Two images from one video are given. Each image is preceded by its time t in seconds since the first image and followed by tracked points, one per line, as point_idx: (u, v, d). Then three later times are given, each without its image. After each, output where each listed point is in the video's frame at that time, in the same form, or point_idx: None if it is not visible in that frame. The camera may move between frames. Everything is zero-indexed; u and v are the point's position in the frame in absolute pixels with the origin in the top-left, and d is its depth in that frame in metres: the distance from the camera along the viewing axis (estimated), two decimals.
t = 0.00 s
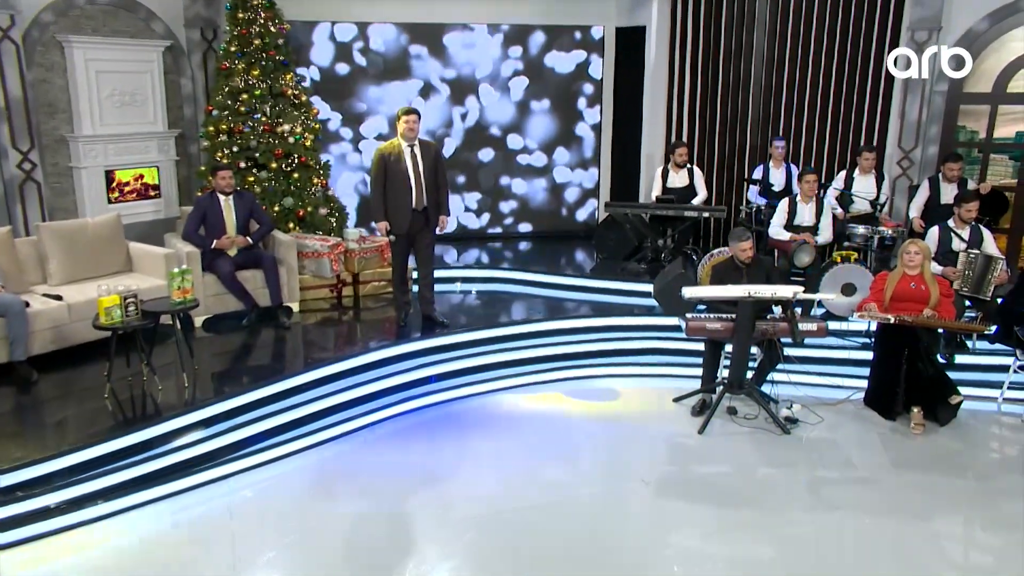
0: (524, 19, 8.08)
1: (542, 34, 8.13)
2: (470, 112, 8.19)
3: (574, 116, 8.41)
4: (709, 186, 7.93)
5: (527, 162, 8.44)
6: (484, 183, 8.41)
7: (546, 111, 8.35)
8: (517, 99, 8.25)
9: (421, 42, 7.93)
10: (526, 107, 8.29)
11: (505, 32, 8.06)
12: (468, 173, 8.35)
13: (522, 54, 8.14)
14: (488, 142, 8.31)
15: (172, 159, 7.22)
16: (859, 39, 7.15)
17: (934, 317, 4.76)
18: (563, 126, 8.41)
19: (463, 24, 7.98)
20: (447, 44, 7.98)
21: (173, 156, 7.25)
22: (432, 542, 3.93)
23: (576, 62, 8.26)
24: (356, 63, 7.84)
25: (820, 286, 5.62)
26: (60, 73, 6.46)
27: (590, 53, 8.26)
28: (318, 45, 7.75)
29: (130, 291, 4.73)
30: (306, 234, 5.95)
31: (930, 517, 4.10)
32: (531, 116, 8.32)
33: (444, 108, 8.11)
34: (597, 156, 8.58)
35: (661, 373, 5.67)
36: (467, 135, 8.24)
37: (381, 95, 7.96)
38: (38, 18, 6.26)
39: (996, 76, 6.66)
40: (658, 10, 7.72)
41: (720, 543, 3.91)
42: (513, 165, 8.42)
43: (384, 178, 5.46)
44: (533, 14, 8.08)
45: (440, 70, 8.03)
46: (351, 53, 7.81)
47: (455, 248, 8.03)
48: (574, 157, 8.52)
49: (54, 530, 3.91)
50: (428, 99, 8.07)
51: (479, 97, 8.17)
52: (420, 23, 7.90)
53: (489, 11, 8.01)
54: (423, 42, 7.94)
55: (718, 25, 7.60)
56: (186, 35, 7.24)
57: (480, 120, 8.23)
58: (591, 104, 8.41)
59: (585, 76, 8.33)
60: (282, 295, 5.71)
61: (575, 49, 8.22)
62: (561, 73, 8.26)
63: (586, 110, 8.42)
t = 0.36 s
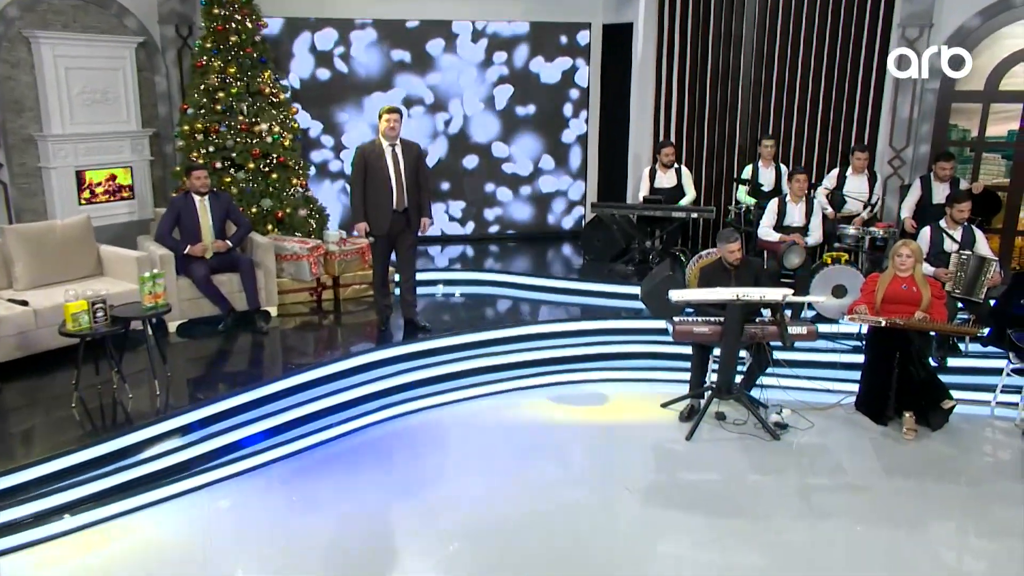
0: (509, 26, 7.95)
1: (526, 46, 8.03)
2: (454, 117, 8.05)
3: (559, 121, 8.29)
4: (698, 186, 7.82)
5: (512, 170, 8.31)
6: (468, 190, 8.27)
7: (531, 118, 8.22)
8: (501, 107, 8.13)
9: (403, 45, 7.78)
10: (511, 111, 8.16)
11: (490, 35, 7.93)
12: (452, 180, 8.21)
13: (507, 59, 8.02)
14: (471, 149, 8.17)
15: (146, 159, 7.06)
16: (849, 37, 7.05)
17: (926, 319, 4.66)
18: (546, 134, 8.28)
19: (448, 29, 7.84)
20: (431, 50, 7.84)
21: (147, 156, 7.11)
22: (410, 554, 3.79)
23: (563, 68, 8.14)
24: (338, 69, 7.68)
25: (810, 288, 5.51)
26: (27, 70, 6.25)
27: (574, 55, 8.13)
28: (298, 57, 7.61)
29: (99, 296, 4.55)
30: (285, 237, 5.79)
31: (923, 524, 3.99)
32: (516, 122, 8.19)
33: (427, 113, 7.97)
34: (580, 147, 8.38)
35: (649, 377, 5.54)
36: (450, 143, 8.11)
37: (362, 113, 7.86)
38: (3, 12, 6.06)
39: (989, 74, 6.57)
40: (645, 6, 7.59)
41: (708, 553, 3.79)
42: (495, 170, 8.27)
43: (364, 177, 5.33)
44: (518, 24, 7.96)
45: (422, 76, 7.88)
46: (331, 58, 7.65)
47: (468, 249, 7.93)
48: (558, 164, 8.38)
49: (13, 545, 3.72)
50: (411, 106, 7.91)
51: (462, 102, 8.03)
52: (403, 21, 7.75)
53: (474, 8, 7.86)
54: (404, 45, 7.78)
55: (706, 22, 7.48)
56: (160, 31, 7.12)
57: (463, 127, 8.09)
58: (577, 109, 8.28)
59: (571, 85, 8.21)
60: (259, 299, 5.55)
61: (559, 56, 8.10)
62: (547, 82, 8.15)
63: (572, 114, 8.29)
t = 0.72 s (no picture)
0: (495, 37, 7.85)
1: (509, 59, 7.93)
2: (435, 123, 7.92)
3: (544, 126, 8.17)
4: (685, 187, 7.70)
5: (495, 179, 8.19)
6: (452, 196, 8.14)
7: (515, 124, 8.10)
8: (483, 116, 8.01)
9: (386, 49, 7.66)
10: (495, 116, 8.03)
11: (472, 40, 7.81)
12: (435, 187, 8.07)
13: (490, 67, 7.90)
14: (453, 157, 8.04)
15: (117, 158, 6.88)
16: (837, 36, 6.96)
17: (916, 322, 4.56)
18: (529, 142, 8.17)
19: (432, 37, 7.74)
20: (412, 58, 7.73)
21: (119, 156, 6.93)
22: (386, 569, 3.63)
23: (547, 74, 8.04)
24: (317, 76, 7.54)
25: (800, 290, 5.38)
26: None
27: (559, 56, 8.02)
28: (276, 70, 7.47)
29: (64, 302, 4.37)
30: (262, 239, 5.66)
31: (915, 533, 3.87)
32: (501, 127, 8.06)
33: (409, 121, 7.84)
34: (567, 165, 8.32)
35: (635, 382, 5.41)
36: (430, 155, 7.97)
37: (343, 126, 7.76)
38: None
39: (980, 72, 6.47)
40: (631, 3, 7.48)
41: (693, 565, 3.65)
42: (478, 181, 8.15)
43: (343, 176, 5.17)
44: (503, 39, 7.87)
45: (403, 84, 7.75)
46: (310, 64, 7.51)
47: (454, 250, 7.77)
48: (542, 173, 8.26)
49: None
50: (392, 113, 7.77)
51: (445, 106, 7.90)
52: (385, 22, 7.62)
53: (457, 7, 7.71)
54: (389, 49, 7.67)
55: (693, 20, 7.37)
56: (131, 26, 6.92)
57: (445, 136, 7.96)
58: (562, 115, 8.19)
59: (555, 92, 8.11)
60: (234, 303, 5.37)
61: (542, 64, 8.00)
62: (531, 93, 8.05)
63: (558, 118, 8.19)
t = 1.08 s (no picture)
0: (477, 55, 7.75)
1: (491, 72, 7.82)
2: (417, 130, 7.78)
3: (527, 131, 8.05)
4: (671, 187, 7.59)
5: (478, 188, 8.07)
6: (434, 203, 8.00)
7: (497, 129, 7.97)
8: (464, 125, 7.88)
9: (366, 54, 7.52)
10: (478, 123, 7.90)
11: (454, 46, 7.69)
12: (417, 193, 7.94)
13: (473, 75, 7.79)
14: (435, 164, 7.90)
15: (86, 158, 6.72)
16: (823, 33, 6.86)
17: (906, 325, 4.46)
18: (511, 147, 8.04)
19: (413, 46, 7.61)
20: (392, 64, 7.59)
21: (88, 156, 6.78)
22: None
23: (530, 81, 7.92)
24: (294, 82, 7.41)
25: (787, 293, 5.29)
26: None
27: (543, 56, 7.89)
28: (253, 82, 7.33)
29: (25, 308, 4.21)
30: (236, 242, 5.50)
31: (906, 543, 3.75)
32: (484, 132, 7.93)
33: (389, 129, 7.72)
34: (551, 177, 8.22)
35: (619, 387, 5.29)
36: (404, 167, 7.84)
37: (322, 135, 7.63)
38: None
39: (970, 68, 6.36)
40: None
41: None
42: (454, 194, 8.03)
43: (319, 174, 5.01)
44: (487, 53, 7.76)
45: (382, 92, 7.63)
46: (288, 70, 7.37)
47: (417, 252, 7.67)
48: (525, 181, 8.14)
49: None
50: (370, 121, 7.61)
51: (425, 109, 7.75)
52: (366, 22, 7.48)
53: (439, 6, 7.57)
54: (370, 55, 7.54)
55: (677, 19, 7.27)
56: (100, 21, 6.68)
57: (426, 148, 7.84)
58: (546, 120, 8.07)
59: (538, 98, 7.99)
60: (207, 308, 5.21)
61: (525, 70, 7.88)
62: (514, 105, 7.94)
63: (543, 122, 8.06)
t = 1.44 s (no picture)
0: (458, 61, 7.61)
1: (473, 87, 7.69)
2: (397, 139, 7.65)
3: (508, 136, 7.91)
4: (656, 186, 7.48)
5: (460, 199, 7.93)
6: (414, 212, 7.85)
7: (478, 135, 7.83)
8: (444, 134, 7.75)
9: (343, 61, 7.37)
10: (459, 130, 7.76)
11: (433, 54, 7.55)
12: (397, 200, 7.79)
13: (453, 83, 7.64)
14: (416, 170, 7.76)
15: (51, 158, 6.54)
16: (809, 31, 6.77)
17: (894, 328, 4.36)
18: (493, 152, 7.89)
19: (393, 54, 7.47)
20: (370, 70, 7.44)
21: (53, 156, 6.60)
22: None
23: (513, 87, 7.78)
24: (271, 90, 7.25)
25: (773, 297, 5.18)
26: None
27: (526, 55, 7.73)
28: (229, 94, 7.19)
29: None
30: (209, 244, 5.35)
31: (896, 554, 3.63)
32: (465, 139, 7.80)
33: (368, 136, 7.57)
34: (535, 192, 8.12)
35: (603, 392, 5.16)
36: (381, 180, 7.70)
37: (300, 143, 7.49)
38: None
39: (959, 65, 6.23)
40: None
41: None
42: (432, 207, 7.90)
43: (293, 176, 4.86)
44: (471, 66, 7.64)
45: (361, 99, 7.48)
46: (265, 74, 7.21)
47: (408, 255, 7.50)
48: (508, 190, 8.01)
49: None
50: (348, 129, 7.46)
51: (404, 115, 7.61)
52: (343, 26, 7.31)
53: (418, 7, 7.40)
54: (348, 61, 7.38)
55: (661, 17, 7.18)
56: (66, 16, 6.57)
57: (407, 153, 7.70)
58: (528, 126, 7.92)
59: (521, 105, 7.85)
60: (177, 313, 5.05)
61: (507, 77, 7.74)
62: (495, 114, 7.80)
63: (525, 129, 7.92)
